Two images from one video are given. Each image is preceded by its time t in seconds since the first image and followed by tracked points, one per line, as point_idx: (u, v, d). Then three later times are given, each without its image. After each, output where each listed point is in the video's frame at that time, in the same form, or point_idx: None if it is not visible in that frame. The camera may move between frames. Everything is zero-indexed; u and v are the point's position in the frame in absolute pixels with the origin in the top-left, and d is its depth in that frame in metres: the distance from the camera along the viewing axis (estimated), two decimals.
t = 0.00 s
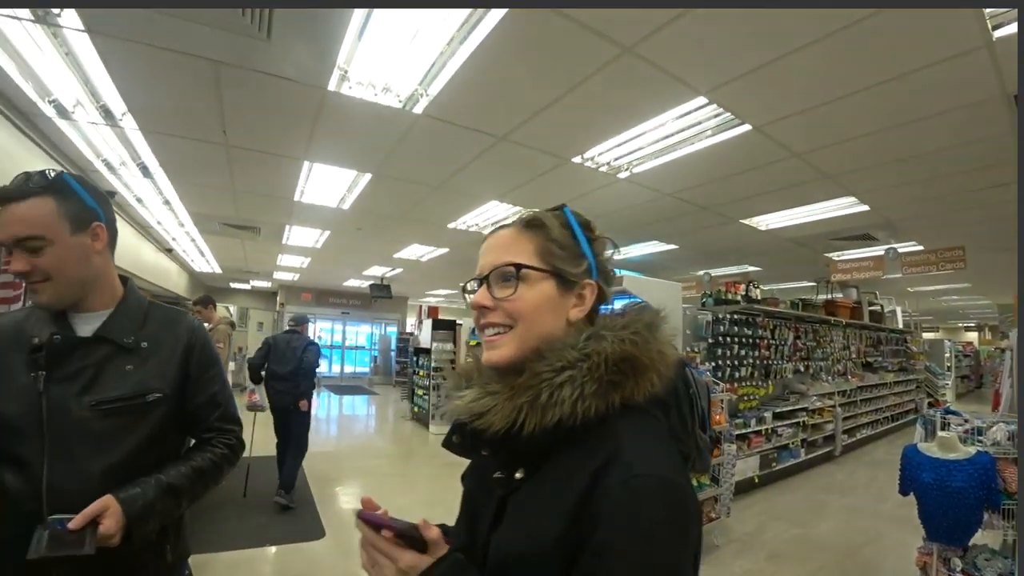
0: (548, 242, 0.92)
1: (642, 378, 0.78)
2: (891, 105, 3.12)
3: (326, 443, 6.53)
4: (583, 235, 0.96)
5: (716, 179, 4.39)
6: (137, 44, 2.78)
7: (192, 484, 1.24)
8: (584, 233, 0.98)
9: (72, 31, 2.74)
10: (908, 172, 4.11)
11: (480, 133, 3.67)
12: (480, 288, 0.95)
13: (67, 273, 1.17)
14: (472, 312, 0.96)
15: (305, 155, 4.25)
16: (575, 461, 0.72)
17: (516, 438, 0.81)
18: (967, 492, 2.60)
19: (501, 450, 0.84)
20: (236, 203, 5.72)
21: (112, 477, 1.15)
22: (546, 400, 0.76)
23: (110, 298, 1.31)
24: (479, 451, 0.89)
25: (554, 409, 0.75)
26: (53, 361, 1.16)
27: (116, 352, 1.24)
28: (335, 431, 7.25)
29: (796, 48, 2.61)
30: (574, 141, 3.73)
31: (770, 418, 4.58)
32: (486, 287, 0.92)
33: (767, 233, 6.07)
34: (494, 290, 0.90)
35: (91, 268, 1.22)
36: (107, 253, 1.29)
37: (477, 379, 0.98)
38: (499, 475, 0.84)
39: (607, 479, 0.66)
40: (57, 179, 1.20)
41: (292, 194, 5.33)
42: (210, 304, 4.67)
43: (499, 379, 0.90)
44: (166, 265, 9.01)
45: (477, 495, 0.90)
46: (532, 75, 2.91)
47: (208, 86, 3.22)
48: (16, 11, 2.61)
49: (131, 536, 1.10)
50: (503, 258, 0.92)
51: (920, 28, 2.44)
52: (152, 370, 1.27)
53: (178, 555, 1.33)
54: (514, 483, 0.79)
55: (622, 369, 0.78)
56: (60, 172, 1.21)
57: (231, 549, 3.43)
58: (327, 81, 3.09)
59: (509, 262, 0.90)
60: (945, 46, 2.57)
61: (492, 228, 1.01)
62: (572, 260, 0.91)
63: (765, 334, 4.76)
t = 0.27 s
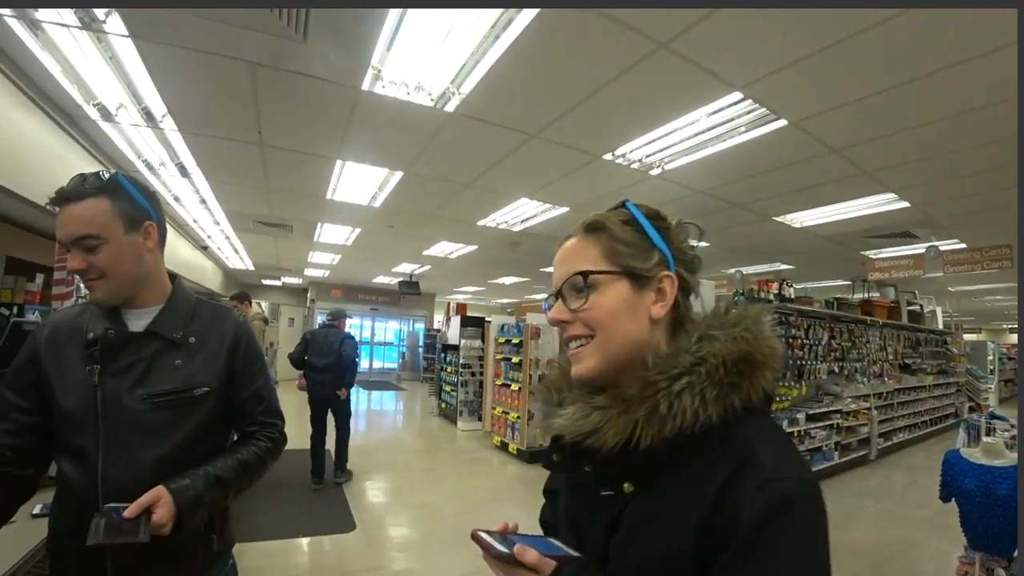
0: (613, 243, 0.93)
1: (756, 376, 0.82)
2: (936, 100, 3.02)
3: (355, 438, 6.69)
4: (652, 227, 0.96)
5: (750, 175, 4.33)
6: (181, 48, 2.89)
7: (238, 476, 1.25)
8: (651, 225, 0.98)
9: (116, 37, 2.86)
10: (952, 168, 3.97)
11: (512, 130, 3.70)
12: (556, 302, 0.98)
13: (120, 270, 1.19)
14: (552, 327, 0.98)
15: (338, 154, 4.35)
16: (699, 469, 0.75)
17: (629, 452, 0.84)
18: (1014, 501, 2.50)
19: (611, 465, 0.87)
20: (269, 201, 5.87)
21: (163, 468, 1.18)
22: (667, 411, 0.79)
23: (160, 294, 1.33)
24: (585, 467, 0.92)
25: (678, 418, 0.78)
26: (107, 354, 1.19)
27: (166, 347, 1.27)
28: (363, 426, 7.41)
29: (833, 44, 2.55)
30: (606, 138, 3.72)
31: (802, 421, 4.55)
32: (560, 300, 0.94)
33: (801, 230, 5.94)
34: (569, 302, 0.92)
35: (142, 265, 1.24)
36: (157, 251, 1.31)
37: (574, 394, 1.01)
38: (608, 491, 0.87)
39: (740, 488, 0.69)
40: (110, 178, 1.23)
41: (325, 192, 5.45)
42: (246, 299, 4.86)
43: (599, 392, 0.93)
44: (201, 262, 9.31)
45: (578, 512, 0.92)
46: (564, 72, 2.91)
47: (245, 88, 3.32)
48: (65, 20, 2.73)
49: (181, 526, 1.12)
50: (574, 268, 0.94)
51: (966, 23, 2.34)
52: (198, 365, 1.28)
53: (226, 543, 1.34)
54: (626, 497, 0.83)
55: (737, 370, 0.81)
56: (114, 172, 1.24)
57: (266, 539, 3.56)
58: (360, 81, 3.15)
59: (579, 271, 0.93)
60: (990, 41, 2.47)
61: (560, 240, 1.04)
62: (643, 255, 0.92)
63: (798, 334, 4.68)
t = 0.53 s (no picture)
0: (666, 254, 0.95)
1: (831, 384, 0.85)
2: (962, 97, 2.96)
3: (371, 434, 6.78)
4: (705, 232, 0.97)
5: (771, 174, 4.29)
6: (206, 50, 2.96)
7: (263, 471, 1.28)
8: (703, 229, 0.99)
9: (141, 39, 2.93)
10: (980, 166, 3.88)
11: (530, 129, 3.72)
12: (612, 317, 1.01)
13: (150, 269, 1.23)
14: (610, 343, 1.01)
15: (357, 152, 4.41)
16: (778, 479, 0.77)
17: (705, 462, 0.86)
18: None
19: (685, 476, 0.89)
20: (289, 199, 5.96)
21: (191, 462, 1.21)
22: (747, 423, 0.81)
23: (187, 291, 1.37)
24: (653, 477, 0.95)
25: (759, 429, 0.81)
26: (137, 351, 1.24)
27: (193, 345, 1.30)
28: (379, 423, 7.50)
29: (855, 41, 2.52)
30: (624, 136, 3.72)
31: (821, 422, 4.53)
32: (617, 317, 0.97)
33: (822, 229, 5.86)
34: (627, 319, 0.95)
35: (170, 264, 1.28)
36: (185, 249, 1.35)
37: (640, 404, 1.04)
38: (676, 499, 0.90)
39: (824, 498, 0.71)
40: (141, 179, 1.27)
41: (344, 190, 5.52)
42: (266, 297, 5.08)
43: (667, 404, 0.96)
44: (221, 260, 9.49)
45: (640, 517, 0.95)
46: (583, 71, 2.92)
47: (267, 88, 3.38)
48: (93, 23, 2.81)
49: (208, 519, 1.15)
50: (626, 284, 0.96)
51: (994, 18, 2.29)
52: (224, 362, 1.32)
53: (250, 538, 1.36)
54: (695, 506, 0.86)
55: (815, 378, 0.83)
56: (144, 173, 1.27)
57: (285, 533, 3.63)
58: (381, 80, 3.19)
59: (632, 287, 0.95)
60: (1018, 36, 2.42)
61: (610, 253, 1.06)
62: (698, 265, 0.94)
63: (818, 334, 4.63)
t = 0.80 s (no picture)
0: (697, 257, 0.95)
1: (855, 384, 0.86)
2: (958, 98, 2.98)
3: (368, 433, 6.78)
4: (736, 236, 0.98)
5: (768, 174, 4.31)
6: (204, 49, 2.95)
7: (265, 468, 1.29)
8: (733, 233, 1.00)
9: (141, 37, 2.92)
10: (975, 167, 3.91)
11: (528, 129, 3.72)
12: (642, 318, 1.01)
13: (154, 268, 1.23)
14: (638, 342, 1.01)
15: (355, 151, 4.40)
16: (802, 475, 0.80)
17: (728, 456, 0.88)
18: None
19: (705, 468, 0.90)
20: (286, 198, 5.95)
21: (196, 460, 1.22)
22: (773, 419, 0.82)
23: (190, 291, 1.37)
24: (670, 469, 0.95)
25: (785, 426, 0.82)
26: (141, 349, 1.24)
27: (196, 343, 1.30)
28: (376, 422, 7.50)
29: (852, 43, 2.54)
30: (622, 136, 3.73)
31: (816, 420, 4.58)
32: (648, 318, 0.97)
33: (818, 228, 5.89)
34: (658, 320, 0.95)
35: (175, 263, 1.28)
36: (189, 249, 1.36)
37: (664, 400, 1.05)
38: (697, 491, 0.91)
39: (846, 493, 0.75)
40: (146, 179, 1.27)
41: (341, 189, 5.52)
42: (266, 295, 5.20)
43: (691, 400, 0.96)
44: (217, 258, 9.45)
45: (657, 511, 0.96)
46: (582, 71, 2.93)
47: (265, 87, 3.37)
48: (91, 21, 2.80)
49: (211, 516, 1.15)
50: (657, 286, 0.96)
51: (989, 21, 2.31)
52: (227, 361, 1.32)
53: (252, 534, 1.37)
54: (715, 498, 0.89)
55: (841, 379, 0.84)
56: (149, 173, 1.27)
57: (284, 531, 3.63)
58: (380, 79, 3.18)
59: (664, 289, 0.95)
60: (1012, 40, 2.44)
61: (638, 253, 1.07)
62: (730, 268, 0.94)
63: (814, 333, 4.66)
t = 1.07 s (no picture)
0: (672, 258, 0.96)
1: (825, 384, 0.85)
2: (936, 102, 3.04)
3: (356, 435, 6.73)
4: (712, 238, 0.98)
5: (754, 175, 4.35)
6: (187, 47, 2.89)
7: (256, 470, 1.26)
8: (711, 234, 1.00)
9: (123, 34, 2.87)
10: (953, 169, 3.99)
11: (516, 130, 3.72)
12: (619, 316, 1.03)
13: (144, 268, 1.20)
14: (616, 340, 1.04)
15: (340, 152, 4.36)
16: (768, 473, 0.80)
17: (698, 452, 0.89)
18: (1007, 497, 2.50)
19: (676, 463, 0.92)
20: (271, 197, 5.87)
21: (186, 462, 1.19)
22: (735, 418, 0.83)
23: (178, 292, 1.34)
24: (647, 462, 0.96)
25: (749, 424, 0.82)
26: (130, 351, 1.21)
27: (185, 345, 1.27)
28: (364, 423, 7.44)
29: (836, 47, 2.57)
30: (609, 138, 3.75)
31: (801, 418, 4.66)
32: (623, 317, 0.99)
33: (803, 229, 5.97)
34: (631, 319, 0.97)
35: (164, 264, 1.25)
36: (178, 250, 1.33)
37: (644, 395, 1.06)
38: (672, 484, 0.93)
39: (809, 491, 0.74)
40: (133, 179, 1.23)
41: (327, 189, 5.46)
42: (252, 294, 5.18)
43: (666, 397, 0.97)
44: (201, 258, 9.30)
45: (642, 504, 0.98)
46: (569, 73, 2.93)
47: (250, 86, 3.33)
48: (72, 16, 2.73)
49: (202, 520, 1.12)
50: (633, 286, 0.98)
51: (967, 27, 2.36)
52: (218, 362, 1.29)
53: (242, 538, 1.34)
54: (689, 491, 0.89)
55: (808, 379, 0.84)
56: (136, 173, 1.24)
57: (271, 534, 3.59)
58: (366, 79, 3.15)
59: (638, 289, 0.97)
60: (989, 46, 2.49)
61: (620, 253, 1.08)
62: (703, 269, 0.95)
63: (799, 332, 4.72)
